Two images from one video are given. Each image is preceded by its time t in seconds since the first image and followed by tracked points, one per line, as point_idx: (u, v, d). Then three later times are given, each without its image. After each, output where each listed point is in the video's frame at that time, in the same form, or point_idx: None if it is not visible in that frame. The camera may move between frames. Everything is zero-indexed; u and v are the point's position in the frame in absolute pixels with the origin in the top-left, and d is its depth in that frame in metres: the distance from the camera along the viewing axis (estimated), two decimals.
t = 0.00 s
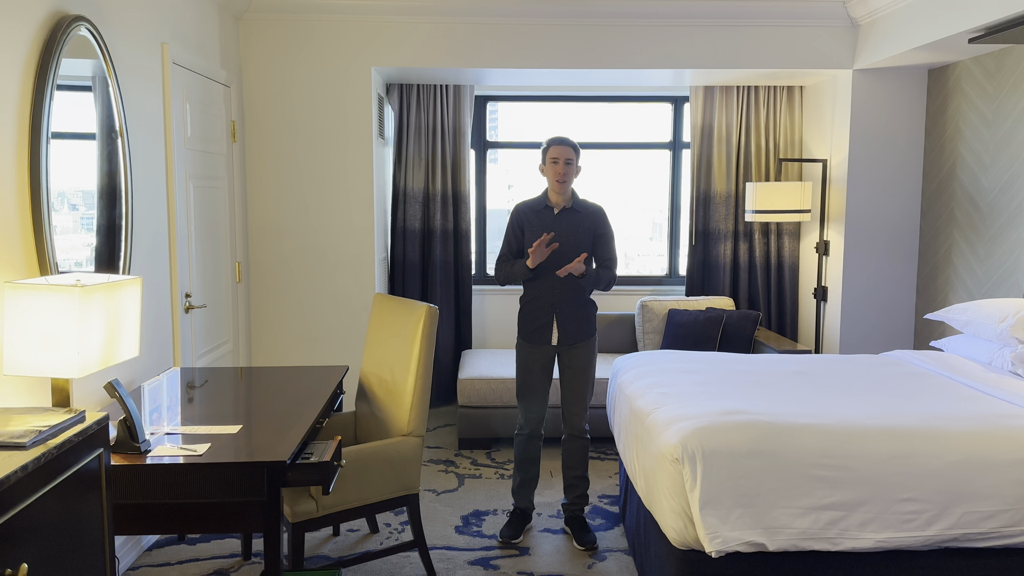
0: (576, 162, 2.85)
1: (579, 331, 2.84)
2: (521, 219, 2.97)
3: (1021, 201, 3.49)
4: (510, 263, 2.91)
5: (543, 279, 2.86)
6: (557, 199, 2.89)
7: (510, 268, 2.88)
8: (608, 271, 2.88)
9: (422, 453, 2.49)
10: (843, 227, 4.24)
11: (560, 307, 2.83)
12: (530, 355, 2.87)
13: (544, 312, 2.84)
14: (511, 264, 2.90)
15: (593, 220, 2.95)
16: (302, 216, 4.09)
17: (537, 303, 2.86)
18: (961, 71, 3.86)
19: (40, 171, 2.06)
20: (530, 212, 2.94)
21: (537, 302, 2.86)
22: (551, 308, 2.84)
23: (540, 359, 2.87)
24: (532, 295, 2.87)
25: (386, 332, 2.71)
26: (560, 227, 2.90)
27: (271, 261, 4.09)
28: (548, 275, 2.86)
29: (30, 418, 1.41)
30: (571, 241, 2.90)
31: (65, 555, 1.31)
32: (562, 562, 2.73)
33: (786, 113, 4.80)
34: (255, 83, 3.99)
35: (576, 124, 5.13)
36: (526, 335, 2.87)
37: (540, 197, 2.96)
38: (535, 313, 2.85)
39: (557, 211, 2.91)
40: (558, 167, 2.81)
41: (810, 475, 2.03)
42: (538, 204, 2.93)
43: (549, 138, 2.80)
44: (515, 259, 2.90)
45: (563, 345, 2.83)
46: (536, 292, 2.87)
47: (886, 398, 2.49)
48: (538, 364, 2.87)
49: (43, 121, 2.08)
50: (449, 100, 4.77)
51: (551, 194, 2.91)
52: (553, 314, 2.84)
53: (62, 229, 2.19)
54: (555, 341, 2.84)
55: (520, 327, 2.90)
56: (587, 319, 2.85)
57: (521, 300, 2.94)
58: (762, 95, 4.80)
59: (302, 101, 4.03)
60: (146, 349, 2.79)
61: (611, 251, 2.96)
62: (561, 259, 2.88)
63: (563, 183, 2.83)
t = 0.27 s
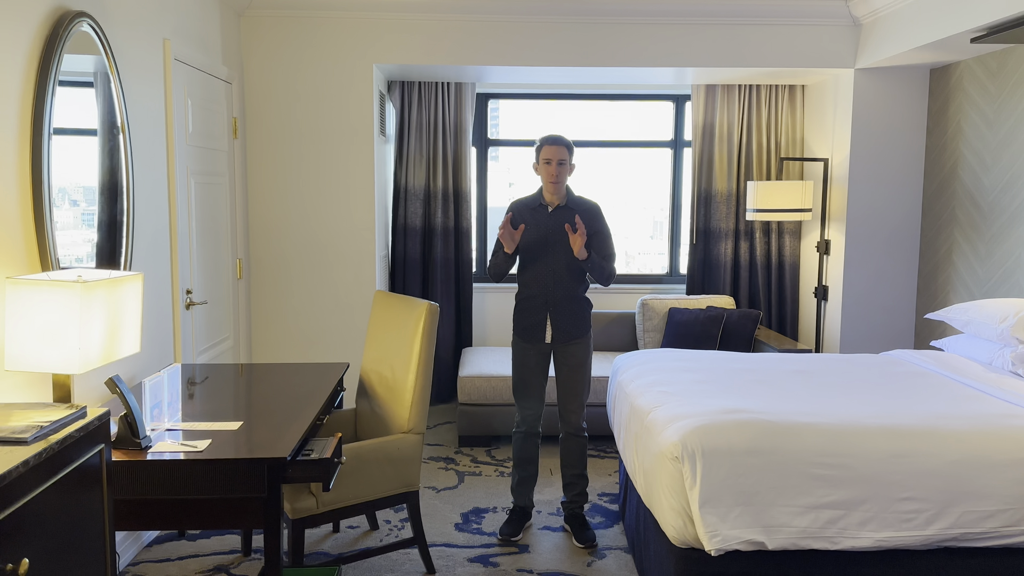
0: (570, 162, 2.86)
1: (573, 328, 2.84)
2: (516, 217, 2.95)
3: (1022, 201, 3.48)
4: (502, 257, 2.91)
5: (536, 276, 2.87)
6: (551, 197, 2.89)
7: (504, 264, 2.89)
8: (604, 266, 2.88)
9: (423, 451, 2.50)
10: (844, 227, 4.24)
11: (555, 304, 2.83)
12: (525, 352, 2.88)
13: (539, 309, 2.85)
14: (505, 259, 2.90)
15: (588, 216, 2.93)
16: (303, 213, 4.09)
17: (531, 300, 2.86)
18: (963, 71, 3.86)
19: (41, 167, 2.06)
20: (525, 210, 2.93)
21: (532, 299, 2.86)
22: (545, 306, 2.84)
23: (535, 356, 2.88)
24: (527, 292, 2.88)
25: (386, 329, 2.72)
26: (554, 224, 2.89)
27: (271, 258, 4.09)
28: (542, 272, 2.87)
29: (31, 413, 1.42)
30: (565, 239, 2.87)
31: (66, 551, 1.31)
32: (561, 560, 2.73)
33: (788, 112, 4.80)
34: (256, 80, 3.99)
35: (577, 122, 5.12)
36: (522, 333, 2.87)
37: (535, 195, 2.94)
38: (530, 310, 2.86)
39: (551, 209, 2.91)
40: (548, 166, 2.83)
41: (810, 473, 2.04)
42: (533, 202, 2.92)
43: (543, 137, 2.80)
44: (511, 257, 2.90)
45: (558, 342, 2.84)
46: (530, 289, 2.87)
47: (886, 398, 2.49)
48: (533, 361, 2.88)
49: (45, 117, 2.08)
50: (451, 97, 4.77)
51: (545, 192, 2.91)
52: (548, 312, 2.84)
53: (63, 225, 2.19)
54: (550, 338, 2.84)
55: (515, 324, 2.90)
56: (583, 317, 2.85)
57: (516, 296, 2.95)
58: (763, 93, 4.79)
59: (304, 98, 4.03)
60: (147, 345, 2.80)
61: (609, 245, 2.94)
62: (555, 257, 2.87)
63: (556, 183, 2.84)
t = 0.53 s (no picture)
0: (565, 161, 2.86)
1: (568, 325, 2.84)
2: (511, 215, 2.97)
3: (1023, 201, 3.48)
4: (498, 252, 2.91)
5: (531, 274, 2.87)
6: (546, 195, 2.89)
7: (499, 260, 2.89)
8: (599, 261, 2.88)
9: (423, 449, 2.50)
10: (845, 226, 4.23)
11: (550, 302, 2.83)
12: (521, 350, 2.88)
13: (533, 306, 2.85)
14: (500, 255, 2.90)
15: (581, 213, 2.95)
16: (304, 211, 4.09)
17: (525, 298, 2.86)
18: (965, 71, 3.85)
19: (43, 164, 2.07)
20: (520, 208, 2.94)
21: (526, 297, 2.86)
22: (540, 303, 2.84)
23: (531, 354, 2.88)
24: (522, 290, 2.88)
25: (387, 328, 2.72)
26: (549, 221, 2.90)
27: (272, 255, 4.10)
28: (537, 269, 2.87)
29: (32, 410, 1.42)
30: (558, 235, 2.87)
31: (67, 547, 1.32)
32: (562, 558, 2.73)
33: (790, 111, 4.79)
34: (258, 78, 3.99)
35: (579, 120, 5.12)
36: (517, 330, 2.87)
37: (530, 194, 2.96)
38: (525, 307, 2.86)
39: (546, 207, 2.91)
40: (547, 165, 2.82)
41: (810, 473, 2.04)
42: (528, 200, 2.93)
43: (539, 135, 2.81)
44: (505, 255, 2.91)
45: (553, 339, 2.84)
46: (525, 286, 2.88)
47: (887, 397, 2.49)
48: (528, 359, 2.88)
49: (47, 114, 2.08)
50: (452, 95, 4.77)
51: (540, 190, 2.91)
52: (543, 310, 2.84)
53: (64, 222, 2.19)
54: (545, 335, 2.84)
55: (510, 321, 2.90)
56: (577, 313, 2.85)
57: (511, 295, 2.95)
58: (765, 92, 4.79)
59: (305, 95, 4.03)
60: (148, 342, 2.80)
61: (603, 241, 2.95)
62: (549, 254, 2.87)
63: (552, 182, 2.85)
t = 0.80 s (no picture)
0: (555, 161, 2.87)
1: (560, 324, 2.85)
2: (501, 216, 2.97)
3: None
4: (490, 256, 2.93)
5: (523, 275, 2.88)
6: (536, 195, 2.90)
7: (490, 263, 2.90)
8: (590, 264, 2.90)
9: (424, 448, 2.50)
10: (846, 226, 4.23)
11: (542, 301, 2.84)
12: (514, 349, 2.89)
13: (525, 306, 2.86)
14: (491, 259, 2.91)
15: (571, 213, 2.95)
16: (305, 210, 4.09)
17: (517, 298, 2.87)
18: (967, 71, 3.84)
19: (45, 162, 2.07)
20: (510, 209, 2.95)
21: (518, 297, 2.87)
22: (532, 303, 2.85)
23: (524, 352, 2.88)
24: (514, 290, 2.88)
25: (388, 326, 2.72)
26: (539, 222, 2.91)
27: (273, 253, 4.10)
28: (529, 270, 2.88)
29: (33, 408, 1.42)
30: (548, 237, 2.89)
31: (66, 545, 1.32)
32: (563, 557, 2.73)
33: (792, 110, 4.79)
34: (259, 77, 4.00)
35: (580, 120, 5.12)
36: (510, 329, 2.88)
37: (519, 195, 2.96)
38: (517, 307, 2.87)
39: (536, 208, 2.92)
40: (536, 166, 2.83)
41: (811, 473, 2.04)
42: (518, 202, 2.94)
43: (528, 136, 2.82)
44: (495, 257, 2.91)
45: (546, 338, 2.85)
46: (517, 286, 2.88)
47: (887, 397, 2.48)
48: (521, 358, 2.89)
49: (48, 112, 2.08)
50: (453, 94, 4.76)
51: (530, 191, 2.91)
52: (535, 309, 2.85)
53: (65, 220, 2.19)
54: (538, 334, 2.85)
55: (503, 321, 2.91)
56: (569, 312, 2.86)
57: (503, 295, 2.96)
58: (767, 92, 4.78)
59: (307, 94, 4.03)
60: (149, 340, 2.80)
61: (592, 242, 2.96)
62: (540, 255, 2.87)
63: (543, 182, 2.85)
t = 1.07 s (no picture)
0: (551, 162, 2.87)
1: (561, 322, 2.87)
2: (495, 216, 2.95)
3: None
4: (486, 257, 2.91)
5: (522, 274, 2.89)
6: (531, 196, 2.89)
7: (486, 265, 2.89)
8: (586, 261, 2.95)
9: (424, 447, 2.49)
10: (847, 226, 4.23)
11: (544, 300, 2.85)
12: (515, 348, 2.89)
13: (527, 305, 2.87)
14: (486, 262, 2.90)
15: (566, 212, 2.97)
16: (306, 209, 4.09)
17: (517, 297, 2.88)
18: (968, 71, 3.84)
19: (46, 161, 2.07)
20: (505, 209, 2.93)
21: (518, 296, 2.88)
22: (533, 301, 2.86)
23: (525, 350, 2.89)
24: (513, 289, 2.89)
25: (389, 325, 2.72)
26: (535, 221, 2.91)
27: (273, 252, 4.10)
28: (528, 269, 2.89)
29: (34, 407, 1.42)
30: (546, 236, 2.90)
31: (67, 544, 1.32)
32: (563, 556, 2.74)
33: (792, 110, 4.78)
34: (260, 76, 4.00)
35: (581, 120, 5.12)
36: (510, 328, 2.88)
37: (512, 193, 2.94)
38: (518, 307, 2.88)
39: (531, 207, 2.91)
40: (534, 166, 2.82)
41: (812, 473, 2.03)
42: (513, 201, 2.92)
43: (525, 137, 2.81)
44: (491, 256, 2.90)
45: (547, 336, 2.87)
46: (516, 286, 2.89)
47: (888, 398, 2.48)
48: (521, 356, 2.89)
49: (49, 111, 2.08)
50: (454, 94, 4.76)
51: (525, 191, 2.90)
52: (536, 307, 2.87)
53: (66, 219, 2.19)
54: (540, 332, 2.86)
55: (502, 320, 2.91)
56: (568, 310, 2.89)
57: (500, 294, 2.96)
58: (768, 91, 4.78)
59: (307, 93, 4.03)
60: (149, 339, 2.80)
61: (586, 240, 3.01)
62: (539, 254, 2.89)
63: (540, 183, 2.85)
